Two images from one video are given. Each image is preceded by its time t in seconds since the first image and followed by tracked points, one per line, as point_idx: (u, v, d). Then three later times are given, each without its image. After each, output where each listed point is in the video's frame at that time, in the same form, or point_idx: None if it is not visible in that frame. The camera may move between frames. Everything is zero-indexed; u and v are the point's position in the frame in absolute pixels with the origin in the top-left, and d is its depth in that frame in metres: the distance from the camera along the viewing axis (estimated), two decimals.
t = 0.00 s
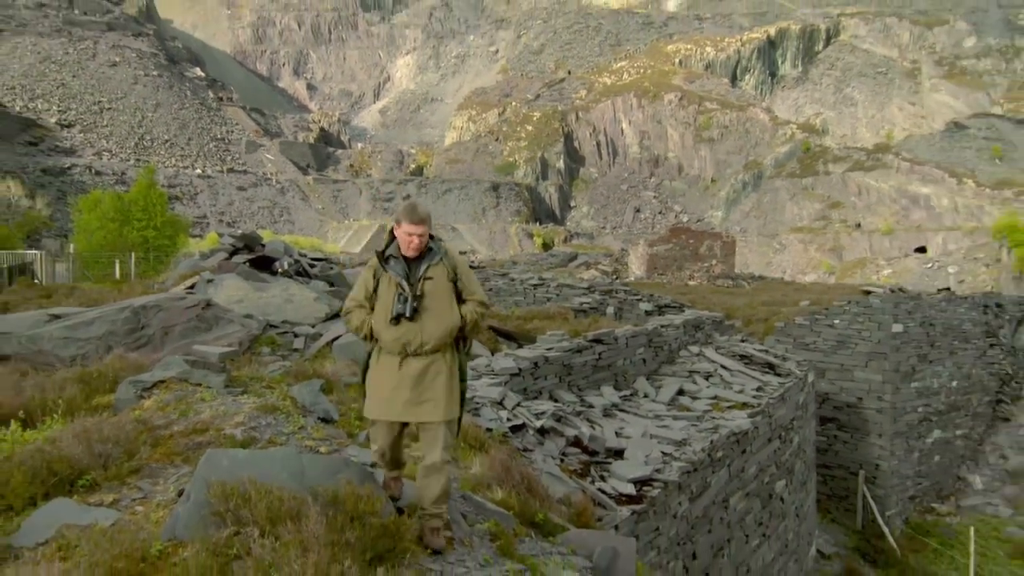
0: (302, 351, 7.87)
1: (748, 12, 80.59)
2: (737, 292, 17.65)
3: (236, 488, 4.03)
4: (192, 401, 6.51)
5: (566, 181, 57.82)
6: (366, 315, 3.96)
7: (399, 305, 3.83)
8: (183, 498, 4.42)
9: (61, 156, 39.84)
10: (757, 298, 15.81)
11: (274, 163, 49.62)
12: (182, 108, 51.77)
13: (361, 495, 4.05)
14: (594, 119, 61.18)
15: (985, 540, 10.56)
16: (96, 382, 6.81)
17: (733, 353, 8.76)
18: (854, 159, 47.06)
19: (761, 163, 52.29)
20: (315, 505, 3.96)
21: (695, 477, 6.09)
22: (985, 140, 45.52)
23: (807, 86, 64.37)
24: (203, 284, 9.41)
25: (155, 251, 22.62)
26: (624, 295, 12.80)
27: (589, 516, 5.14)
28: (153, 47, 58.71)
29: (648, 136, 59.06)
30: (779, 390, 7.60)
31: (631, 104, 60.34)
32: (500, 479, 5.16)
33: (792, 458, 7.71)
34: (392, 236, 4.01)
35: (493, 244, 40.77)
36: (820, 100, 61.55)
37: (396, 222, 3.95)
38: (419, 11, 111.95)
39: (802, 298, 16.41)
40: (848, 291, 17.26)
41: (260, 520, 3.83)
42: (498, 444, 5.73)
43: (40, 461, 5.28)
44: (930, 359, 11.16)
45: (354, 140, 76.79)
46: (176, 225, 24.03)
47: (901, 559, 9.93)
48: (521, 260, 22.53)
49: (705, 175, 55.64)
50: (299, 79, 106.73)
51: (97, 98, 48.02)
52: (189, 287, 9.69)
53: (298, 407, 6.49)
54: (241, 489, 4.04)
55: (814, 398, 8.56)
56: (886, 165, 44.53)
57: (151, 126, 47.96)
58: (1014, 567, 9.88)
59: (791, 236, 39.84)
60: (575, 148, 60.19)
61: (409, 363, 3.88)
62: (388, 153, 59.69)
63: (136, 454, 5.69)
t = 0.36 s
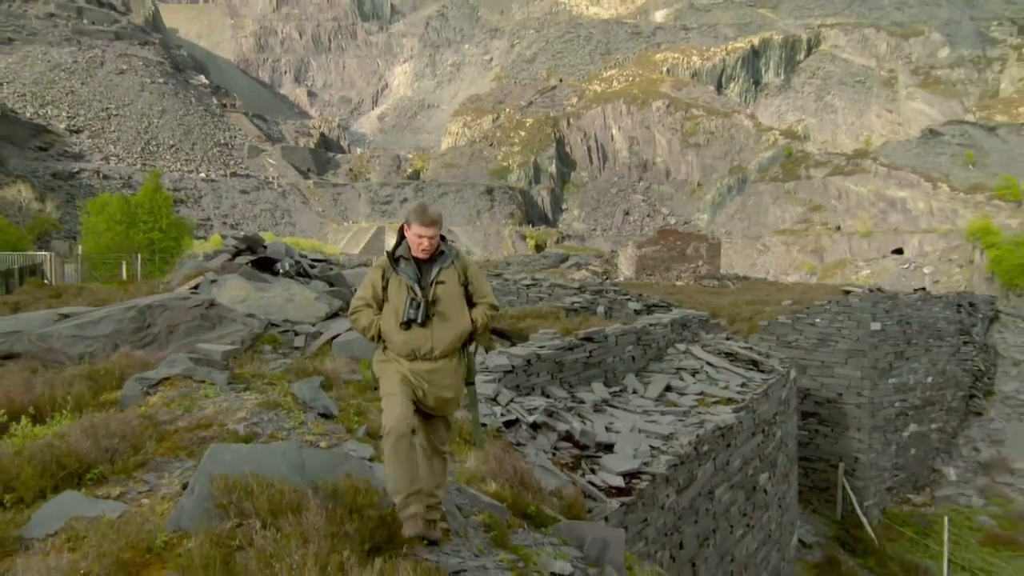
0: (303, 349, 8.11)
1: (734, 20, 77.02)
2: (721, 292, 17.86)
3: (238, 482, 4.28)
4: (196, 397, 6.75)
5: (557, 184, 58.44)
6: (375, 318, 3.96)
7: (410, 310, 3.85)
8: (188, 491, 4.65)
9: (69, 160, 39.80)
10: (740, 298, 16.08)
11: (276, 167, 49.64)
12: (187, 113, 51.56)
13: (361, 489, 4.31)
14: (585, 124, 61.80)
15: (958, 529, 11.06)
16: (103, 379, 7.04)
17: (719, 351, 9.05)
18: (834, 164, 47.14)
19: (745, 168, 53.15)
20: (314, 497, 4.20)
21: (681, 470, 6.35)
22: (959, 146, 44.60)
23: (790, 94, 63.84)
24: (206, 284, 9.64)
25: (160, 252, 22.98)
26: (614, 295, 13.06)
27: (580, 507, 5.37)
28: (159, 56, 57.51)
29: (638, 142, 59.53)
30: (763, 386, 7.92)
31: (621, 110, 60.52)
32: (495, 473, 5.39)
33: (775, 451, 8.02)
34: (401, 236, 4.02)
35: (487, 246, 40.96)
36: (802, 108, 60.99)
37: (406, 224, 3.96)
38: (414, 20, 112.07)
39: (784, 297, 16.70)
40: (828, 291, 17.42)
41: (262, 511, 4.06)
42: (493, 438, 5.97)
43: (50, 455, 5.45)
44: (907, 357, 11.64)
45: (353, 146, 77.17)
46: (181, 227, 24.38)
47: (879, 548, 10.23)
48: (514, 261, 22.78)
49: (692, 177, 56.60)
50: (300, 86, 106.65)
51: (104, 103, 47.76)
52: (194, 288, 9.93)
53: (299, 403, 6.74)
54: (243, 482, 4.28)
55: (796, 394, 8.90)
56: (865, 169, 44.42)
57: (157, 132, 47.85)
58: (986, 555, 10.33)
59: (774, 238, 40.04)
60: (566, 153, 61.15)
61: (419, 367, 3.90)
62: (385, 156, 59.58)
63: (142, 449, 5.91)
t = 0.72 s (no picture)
0: (299, 347, 8.31)
1: (717, 29, 79.89)
2: (706, 292, 18.06)
3: (235, 476, 4.51)
4: (196, 394, 6.94)
5: (547, 188, 58.42)
6: (382, 335, 3.82)
7: (424, 329, 3.78)
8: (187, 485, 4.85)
9: (73, 164, 39.61)
10: (722, 298, 16.31)
11: (274, 171, 49.59)
12: (187, 120, 51.80)
13: (354, 482, 4.57)
14: (575, 129, 62.18)
15: (933, 519, 11.48)
16: (104, 377, 7.22)
17: (703, 348, 9.38)
18: (814, 169, 46.94)
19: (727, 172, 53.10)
20: (309, 491, 4.42)
21: (667, 464, 6.57)
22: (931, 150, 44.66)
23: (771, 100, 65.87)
24: (206, 284, 9.82)
25: (161, 253, 23.04)
26: (601, 295, 13.31)
27: (569, 500, 5.61)
28: (160, 62, 58.83)
29: (625, 147, 59.91)
30: (745, 383, 8.24)
31: (608, 116, 61.27)
32: (486, 468, 5.57)
33: (756, 445, 8.33)
34: (400, 245, 3.93)
35: (478, 247, 41.11)
36: (782, 114, 63.14)
37: (409, 233, 3.83)
38: (408, 28, 112.33)
39: (767, 296, 17.06)
40: (809, 292, 17.64)
41: (260, 504, 4.28)
42: (483, 434, 6.17)
43: (53, 450, 5.57)
44: (883, 354, 11.96)
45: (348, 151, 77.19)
46: (183, 229, 24.40)
47: (857, 538, 10.55)
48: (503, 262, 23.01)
49: (677, 182, 56.75)
50: (298, 93, 106.87)
51: (106, 109, 47.92)
52: (193, 287, 10.12)
53: (296, 400, 6.94)
54: (240, 476, 4.52)
55: (777, 390, 9.22)
56: (843, 173, 43.96)
57: (158, 136, 47.78)
58: (957, 545, 10.78)
59: (756, 239, 40.22)
60: (556, 158, 61.24)
61: (430, 383, 3.87)
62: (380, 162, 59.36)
63: (142, 445, 6.06)
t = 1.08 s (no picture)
0: (295, 345, 8.56)
1: (697, 38, 82.86)
2: (688, 291, 18.42)
3: (234, 469, 4.79)
4: (194, 390, 7.18)
5: (534, 191, 57.70)
6: (383, 328, 3.70)
7: (426, 315, 3.69)
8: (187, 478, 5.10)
9: (76, 168, 39.19)
10: (703, 297, 16.63)
11: (272, 173, 49.41)
12: (187, 124, 51.15)
13: (347, 475, 4.80)
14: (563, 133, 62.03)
15: (902, 506, 11.96)
16: (106, 373, 7.45)
17: (684, 346, 9.76)
18: (790, 172, 48.34)
19: (707, 176, 53.28)
20: (304, 483, 4.69)
21: (650, 456, 6.86)
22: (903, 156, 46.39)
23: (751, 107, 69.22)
24: (205, 284, 10.05)
25: (161, 255, 23.16)
26: (586, 294, 13.63)
27: (555, 491, 5.84)
28: (162, 69, 57.86)
29: (609, 151, 59.50)
30: (724, 378, 8.63)
31: (593, 122, 61.35)
32: (477, 459, 5.85)
33: (735, 438, 8.71)
34: (389, 229, 3.88)
35: (469, 247, 41.41)
36: (761, 119, 66.52)
37: (400, 218, 3.77)
38: (401, 35, 111.94)
39: (747, 295, 17.46)
40: (786, 291, 18.06)
41: (257, 497, 4.54)
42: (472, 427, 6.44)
43: (56, 443, 5.77)
44: (855, 350, 12.39)
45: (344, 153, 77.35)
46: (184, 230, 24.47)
47: (830, 525, 10.94)
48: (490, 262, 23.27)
49: (659, 185, 56.50)
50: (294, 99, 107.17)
51: (107, 115, 47.30)
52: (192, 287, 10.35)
53: (291, 395, 7.19)
54: (238, 470, 4.80)
55: (755, 385, 9.71)
56: (818, 176, 46.06)
57: (157, 140, 47.12)
58: (924, 530, 11.27)
59: (735, 241, 42.44)
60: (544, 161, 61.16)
61: (436, 371, 3.84)
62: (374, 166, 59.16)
63: (144, 438, 6.29)
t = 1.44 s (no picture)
0: (291, 340, 8.83)
1: (677, 47, 82.74)
2: (669, 288, 18.79)
3: (230, 461, 5.08)
4: (193, 383, 7.45)
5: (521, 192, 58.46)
6: (385, 333, 3.83)
7: (430, 320, 3.78)
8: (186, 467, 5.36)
9: (80, 171, 39.34)
10: (683, 294, 16.97)
11: (269, 176, 49.58)
12: (186, 128, 51.10)
13: (341, 467, 5.12)
14: (548, 138, 61.96)
15: (871, 492, 12.44)
16: (108, 367, 7.72)
17: (664, 340, 10.19)
18: (766, 176, 47.89)
19: (686, 178, 53.89)
20: (299, 474, 4.98)
21: (631, 447, 7.18)
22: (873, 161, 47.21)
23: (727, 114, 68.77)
24: (204, 280, 10.29)
25: (161, 254, 23.90)
26: (572, 290, 13.97)
27: (541, 480, 6.13)
28: (162, 75, 57.27)
29: (594, 155, 60.29)
30: (702, 371, 9.04)
31: (578, 126, 61.53)
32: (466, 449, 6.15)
33: (711, 428, 9.13)
34: (403, 240, 4.02)
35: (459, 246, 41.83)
36: (738, 126, 66.38)
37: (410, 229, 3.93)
38: (393, 42, 112.41)
39: (724, 292, 17.86)
40: (762, 288, 18.50)
41: (254, 487, 4.85)
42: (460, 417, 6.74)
43: (59, 436, 6.02)
44: (828, 344, 12.84)
45: (339, 155, 77.76)
46: (182, 232, 25.24)
47: (801, 509, 11.37)
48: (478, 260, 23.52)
49: (641, 187, 57.68)
50: (290, 102, 107.38)
51: (109, 119, 47.16)
52: (191, 284, 10.59)
53: (287, 388, 7.46)
54: (235, 461, 5.10)
55: (731, 378, 10.14)
56: (792, 180, 46.03)
57: (157, 144, 47.35)
58: (891, 515, 11.74)
59: (715, 240, 43.69)
60: (529, 164, 61.36)
61: (440, 382, 3.86)
62: (368, 168, 59.79)
63: (144, 430, 6.53)
